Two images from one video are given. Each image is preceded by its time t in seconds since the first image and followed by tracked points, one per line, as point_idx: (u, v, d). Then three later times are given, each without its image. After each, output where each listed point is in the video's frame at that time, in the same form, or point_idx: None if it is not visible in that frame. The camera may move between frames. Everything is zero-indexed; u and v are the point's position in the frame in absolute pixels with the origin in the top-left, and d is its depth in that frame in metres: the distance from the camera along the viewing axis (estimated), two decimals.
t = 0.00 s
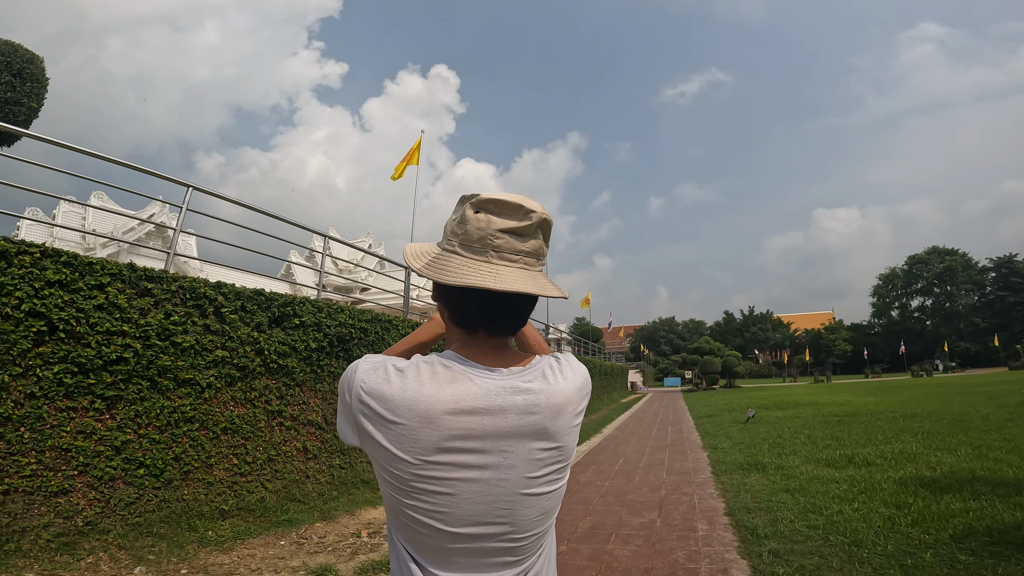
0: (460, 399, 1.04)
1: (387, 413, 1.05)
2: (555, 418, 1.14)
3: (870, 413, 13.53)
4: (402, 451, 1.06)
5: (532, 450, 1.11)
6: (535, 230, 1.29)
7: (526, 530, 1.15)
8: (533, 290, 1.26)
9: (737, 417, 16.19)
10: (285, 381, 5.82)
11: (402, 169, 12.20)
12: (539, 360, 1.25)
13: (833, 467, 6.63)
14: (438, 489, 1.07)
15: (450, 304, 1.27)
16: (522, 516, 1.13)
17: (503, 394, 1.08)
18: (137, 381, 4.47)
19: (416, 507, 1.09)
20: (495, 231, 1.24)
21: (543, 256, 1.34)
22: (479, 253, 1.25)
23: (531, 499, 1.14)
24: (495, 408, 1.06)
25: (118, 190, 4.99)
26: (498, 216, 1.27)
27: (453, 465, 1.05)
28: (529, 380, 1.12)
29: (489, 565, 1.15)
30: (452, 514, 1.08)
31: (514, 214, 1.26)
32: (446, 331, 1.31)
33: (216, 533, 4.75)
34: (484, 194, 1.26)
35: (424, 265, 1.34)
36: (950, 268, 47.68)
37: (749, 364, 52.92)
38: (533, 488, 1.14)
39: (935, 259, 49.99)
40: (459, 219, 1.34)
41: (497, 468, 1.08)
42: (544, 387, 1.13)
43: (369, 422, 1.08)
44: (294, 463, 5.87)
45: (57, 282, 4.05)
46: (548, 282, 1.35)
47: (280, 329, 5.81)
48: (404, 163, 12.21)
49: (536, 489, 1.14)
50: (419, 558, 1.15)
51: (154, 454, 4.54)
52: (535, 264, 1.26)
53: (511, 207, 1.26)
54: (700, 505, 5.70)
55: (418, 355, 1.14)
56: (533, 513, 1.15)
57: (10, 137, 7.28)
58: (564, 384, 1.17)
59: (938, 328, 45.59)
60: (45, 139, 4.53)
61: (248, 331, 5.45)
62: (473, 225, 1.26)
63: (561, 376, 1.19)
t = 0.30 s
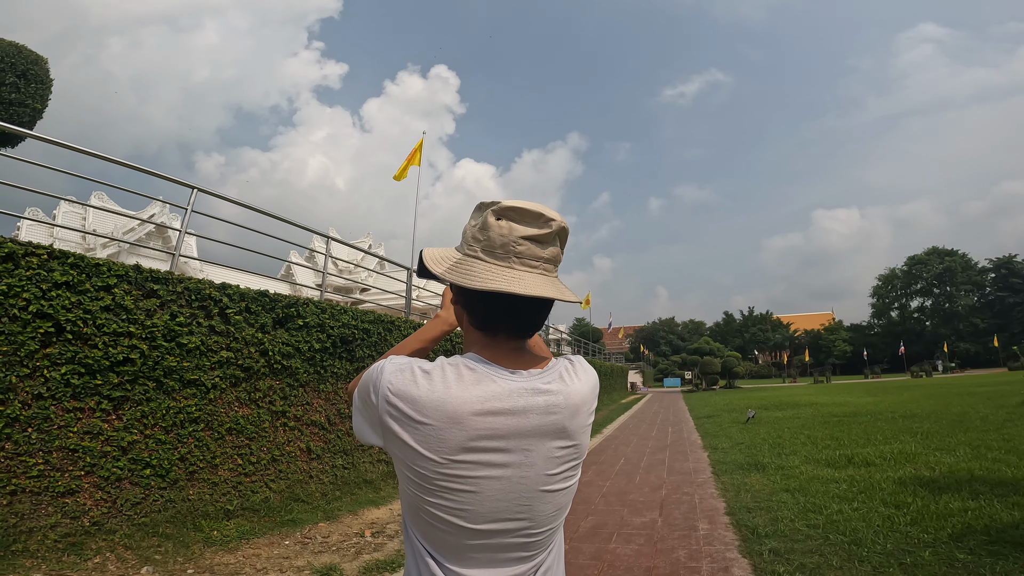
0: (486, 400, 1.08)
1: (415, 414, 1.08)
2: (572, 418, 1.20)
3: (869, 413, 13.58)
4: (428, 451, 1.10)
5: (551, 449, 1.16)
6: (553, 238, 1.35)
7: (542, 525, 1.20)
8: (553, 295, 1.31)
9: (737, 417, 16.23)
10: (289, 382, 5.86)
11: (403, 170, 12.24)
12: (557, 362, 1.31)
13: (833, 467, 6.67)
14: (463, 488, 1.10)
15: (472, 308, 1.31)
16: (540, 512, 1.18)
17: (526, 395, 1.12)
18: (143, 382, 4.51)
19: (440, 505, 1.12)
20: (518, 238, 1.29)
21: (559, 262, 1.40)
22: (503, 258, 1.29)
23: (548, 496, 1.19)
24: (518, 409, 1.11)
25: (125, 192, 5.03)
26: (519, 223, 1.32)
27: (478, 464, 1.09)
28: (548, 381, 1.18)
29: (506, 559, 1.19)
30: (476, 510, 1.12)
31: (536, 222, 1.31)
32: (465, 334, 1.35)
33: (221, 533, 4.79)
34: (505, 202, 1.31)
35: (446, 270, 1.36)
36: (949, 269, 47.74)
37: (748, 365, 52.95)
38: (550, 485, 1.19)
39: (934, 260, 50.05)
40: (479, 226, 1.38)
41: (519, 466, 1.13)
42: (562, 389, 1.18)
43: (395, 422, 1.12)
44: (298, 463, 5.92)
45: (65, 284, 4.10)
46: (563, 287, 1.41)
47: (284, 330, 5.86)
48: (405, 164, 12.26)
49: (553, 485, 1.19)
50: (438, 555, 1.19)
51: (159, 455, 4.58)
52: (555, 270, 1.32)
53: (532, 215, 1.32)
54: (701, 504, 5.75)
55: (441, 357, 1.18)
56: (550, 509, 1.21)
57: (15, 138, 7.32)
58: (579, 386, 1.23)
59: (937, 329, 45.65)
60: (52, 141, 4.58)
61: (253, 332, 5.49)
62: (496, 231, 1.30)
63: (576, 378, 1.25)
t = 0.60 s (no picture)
0: (508, 400, 1.10)
1: (438, 415, 1.10)
2: (588, 417, 1.22)
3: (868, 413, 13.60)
4: (451, 451, 1.11)
5: (569, 447, 1.19)
6: (570, 241, 1.38)
7: (558, 523, 1.23)
8: (570, 297, 1.34)
9: (737, 417, 16.27)
10: (291, 383, 5.88)
11: (404, 170, 12.26)
12: (573, 363, 1.33)
13: (834, 467, 6.69)
14: (484, 487, 1.12)
15: (491, 309, 1.33)
16: (557, 509, 1.20)
17: (545, 395, 1.15)
18: (147, 383, 4.53)
19: (461, 504, 1.14)
20: (538, 241, 1.31)
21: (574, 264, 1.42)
22: (523, 261, 1.31)
23: (565, 493, 1.22)
24: (538, 409, 1.13)
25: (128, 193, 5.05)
26: (538, 227, 1.34)
27: (500, 463, 1.11)
28: (565, 382, 1.20)
29: (523, 556, 1.21)
30: (496, 509, 1.14)
31: (555, 225, 1.34)
32: (483, 334, 1.36)
33: (225, 534, 4.80)
34: (524, 205, 1.33)
35: (465, 272, 1.37)
36: (948, 270, 47.80)
37: (748, 365, 52.97)
38: (567, 483, 1.21)
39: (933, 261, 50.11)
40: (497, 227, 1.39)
41: (538, 464, 1.15)
42: (579, 388, 1.21)
43: (418, 423, 1.13)
44: (301, 464, 5.93)
45: (69, 284, 4.11)
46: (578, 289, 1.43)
47: (287, 331, 5.88)
48: (406, 165, 12.28)
49: (570, 483, 1.22)
50: (456, 553, 1.20)
51: (163, 455, 4.60)
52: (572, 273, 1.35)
53: (551, 219, 1.34)
54: (703, 504, 5.76)
55: (461, 359, 1.20)
56: (566, 506, 1.23)
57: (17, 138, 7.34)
58: (594, 386, 1.26)
59: (936, 329, 45.71)
60: (56, 142, 4.59)
61: (256, 332, 5.51)
62: (516, 234, 1.32)
63: (591, 378, 1.28)
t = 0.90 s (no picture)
0: (511, 407, 1.10)
1: (442, 423, 1.09)
2: (590, 423, 1.22)
3: (869, 416, 13.59)
4: (455, 458, 1.11)
5: (572, 453, 1.19)
6: (573, 249, 1.38)
7: (561, 527, 1.22)
8: (574, 304, 1.34)
9: (737, 420, 16.26)
10: (291, 387, 5.87)
11: (403, 174, 12.27)
12: (576, 369, 1.33)
13: (833, 470, 6.69)
14: (488, 493, 1.12)
15: (494, 316, 1.33)
16: (560, 514, 1.20)
17: (548, 402, 1.15)
18: (146, 387, 4.52)
19: (464, 511, 1.13)
20: (542, 249, 1.31)
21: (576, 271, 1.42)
22: (526, 268, 1.31)
23: (568, 498, 1.21)
24: (541, 415, 1.13)
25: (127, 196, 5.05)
26: (541, 234, 1.34)
27: (504, 469, 1.11)
28: (568, 388, 1.20)
29: (526, 561, 1.21)
30: (499, 515, 1.13)
31: (557, 233, 1.34)
32: (486, 342, 1.36)
33: (223, 537, 4.78)
34: (527, 213, 1.33)
35: (468, 280, 1.37)
36: (947, 272, 47.91)
37: (747, 368, 52.98)
38: (570, 488, 1.21)
39: (932, 263, 50.21)
40: (499, 235, 1.39)
41: (542, 470, 1.15)
42: (580, 394, 1.21)
43: (422, 431, 1.12)
44: (300, 467, 5.91)
45: (68, 288, 4.10)
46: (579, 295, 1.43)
47: (286, 335, 5.87)
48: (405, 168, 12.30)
49: (573, 488, 1.21)
50: (459, 559, 1.20)
51: (161, 459, 4.58)
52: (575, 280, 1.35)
53: (553, 226, 1.34)
54: (703, 507, 5.75)
55: (464, 366, 1.19)
56: (569, 511, 1.23)
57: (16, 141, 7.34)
58: (596, 392, 1.26)
59: (935, 332, 45.76)
60: (55, 146, 4.59)
61: (255, 336, 5.50)
62: (519, 242, 1.31)
63: (593, 384, 1.28)
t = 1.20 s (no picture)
0: (505, 403, 1.07)
1: (436, 420, 1.06)
2: (587, 419, 1.18)
3: (867, 416, 13.57)
4: (448, 455, 1.07)
5: (568, 450, 1.15)
6: (565, 242, 1.35)
7: (559, 526, 1.19)
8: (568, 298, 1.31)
9: (735, 421, 16.22)
10: (287, 388, 5.83)
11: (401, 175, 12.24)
12: (571, 364, 1.30)
13: (833, 471, 6.66)
14: (483, 491, 1.08)
15: (486, 312, 1.30)
16: (557, 513, 1.17)
17: (544, 398, 1.11)
18: (140, 387, 4.47)
19: (460, 510, 1.10)
20: (534, 242, 1.28)
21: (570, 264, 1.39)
22: (519, 262, 1.28)
23: (566, 496, 1.18)
24: (537, 411, 1.09)
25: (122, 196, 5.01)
26: (533, 228, 1.31)
27: (499, 467, 1.08)
28: (563, 384, 1.16)
29: (524, 562, 1.17)
30: (495, 513, 1.10)
31: (549, 226, 1.31)
32: (479, 339, 1.33)
33: (219, 539, 4.73)
34: (518, 207, 1.30)
35: (459, 275, 1.34)
36: (944, 273, 48.00)
37: (746, 369, 52.98)
38: (568, 486, 1.17)
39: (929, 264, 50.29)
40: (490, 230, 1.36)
41: (538, 468, 1.11)
42: (576, 389, 1.17)
43: (415, 429, 1.09)
44: (296, 468, 5.87)
45: (62, 288, 4.06)
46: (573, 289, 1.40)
47: (282, 335, 5.83)
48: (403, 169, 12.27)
49: (570, 486, 1.18)
50: (455, 560, 1.17)
51: (156, 460, 4.54)
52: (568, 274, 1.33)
53: (545, 220, 1.31)
54: (702, 508, 5.72)
55: (457, 362, 1.16)
56: (566, 510, 1.19)
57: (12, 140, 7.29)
58: (593, 388, 1.23)
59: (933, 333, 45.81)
60: (49, 145, 4.55)
61: (251, 337, 5.46)
62: (511, 235, 1.28)
63: (589, 380, 1.24)
